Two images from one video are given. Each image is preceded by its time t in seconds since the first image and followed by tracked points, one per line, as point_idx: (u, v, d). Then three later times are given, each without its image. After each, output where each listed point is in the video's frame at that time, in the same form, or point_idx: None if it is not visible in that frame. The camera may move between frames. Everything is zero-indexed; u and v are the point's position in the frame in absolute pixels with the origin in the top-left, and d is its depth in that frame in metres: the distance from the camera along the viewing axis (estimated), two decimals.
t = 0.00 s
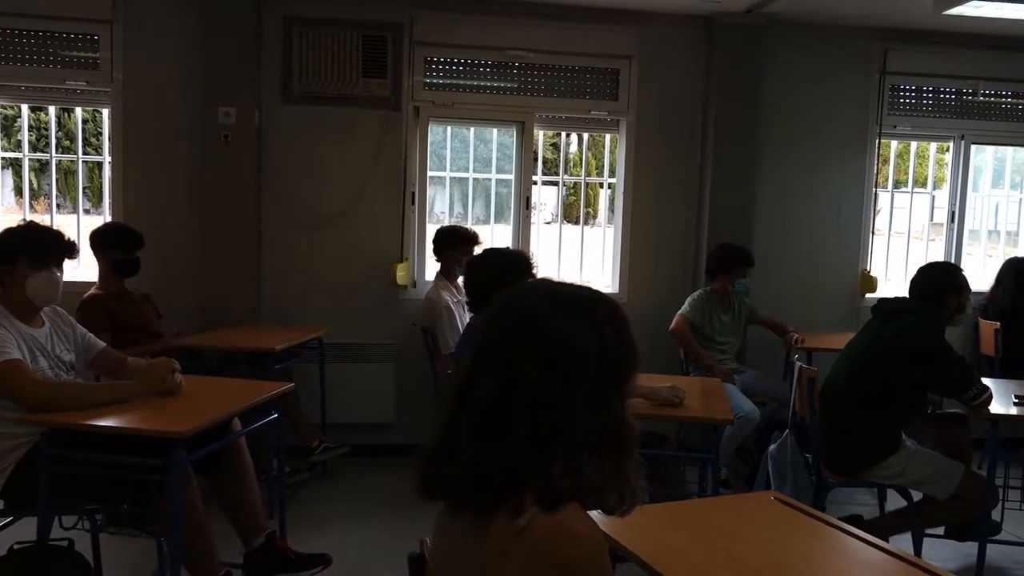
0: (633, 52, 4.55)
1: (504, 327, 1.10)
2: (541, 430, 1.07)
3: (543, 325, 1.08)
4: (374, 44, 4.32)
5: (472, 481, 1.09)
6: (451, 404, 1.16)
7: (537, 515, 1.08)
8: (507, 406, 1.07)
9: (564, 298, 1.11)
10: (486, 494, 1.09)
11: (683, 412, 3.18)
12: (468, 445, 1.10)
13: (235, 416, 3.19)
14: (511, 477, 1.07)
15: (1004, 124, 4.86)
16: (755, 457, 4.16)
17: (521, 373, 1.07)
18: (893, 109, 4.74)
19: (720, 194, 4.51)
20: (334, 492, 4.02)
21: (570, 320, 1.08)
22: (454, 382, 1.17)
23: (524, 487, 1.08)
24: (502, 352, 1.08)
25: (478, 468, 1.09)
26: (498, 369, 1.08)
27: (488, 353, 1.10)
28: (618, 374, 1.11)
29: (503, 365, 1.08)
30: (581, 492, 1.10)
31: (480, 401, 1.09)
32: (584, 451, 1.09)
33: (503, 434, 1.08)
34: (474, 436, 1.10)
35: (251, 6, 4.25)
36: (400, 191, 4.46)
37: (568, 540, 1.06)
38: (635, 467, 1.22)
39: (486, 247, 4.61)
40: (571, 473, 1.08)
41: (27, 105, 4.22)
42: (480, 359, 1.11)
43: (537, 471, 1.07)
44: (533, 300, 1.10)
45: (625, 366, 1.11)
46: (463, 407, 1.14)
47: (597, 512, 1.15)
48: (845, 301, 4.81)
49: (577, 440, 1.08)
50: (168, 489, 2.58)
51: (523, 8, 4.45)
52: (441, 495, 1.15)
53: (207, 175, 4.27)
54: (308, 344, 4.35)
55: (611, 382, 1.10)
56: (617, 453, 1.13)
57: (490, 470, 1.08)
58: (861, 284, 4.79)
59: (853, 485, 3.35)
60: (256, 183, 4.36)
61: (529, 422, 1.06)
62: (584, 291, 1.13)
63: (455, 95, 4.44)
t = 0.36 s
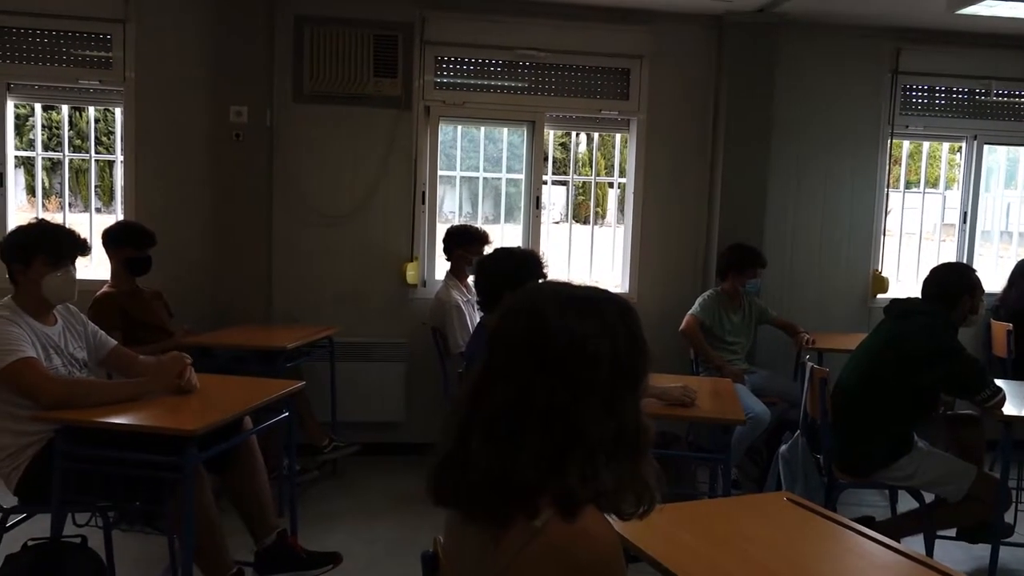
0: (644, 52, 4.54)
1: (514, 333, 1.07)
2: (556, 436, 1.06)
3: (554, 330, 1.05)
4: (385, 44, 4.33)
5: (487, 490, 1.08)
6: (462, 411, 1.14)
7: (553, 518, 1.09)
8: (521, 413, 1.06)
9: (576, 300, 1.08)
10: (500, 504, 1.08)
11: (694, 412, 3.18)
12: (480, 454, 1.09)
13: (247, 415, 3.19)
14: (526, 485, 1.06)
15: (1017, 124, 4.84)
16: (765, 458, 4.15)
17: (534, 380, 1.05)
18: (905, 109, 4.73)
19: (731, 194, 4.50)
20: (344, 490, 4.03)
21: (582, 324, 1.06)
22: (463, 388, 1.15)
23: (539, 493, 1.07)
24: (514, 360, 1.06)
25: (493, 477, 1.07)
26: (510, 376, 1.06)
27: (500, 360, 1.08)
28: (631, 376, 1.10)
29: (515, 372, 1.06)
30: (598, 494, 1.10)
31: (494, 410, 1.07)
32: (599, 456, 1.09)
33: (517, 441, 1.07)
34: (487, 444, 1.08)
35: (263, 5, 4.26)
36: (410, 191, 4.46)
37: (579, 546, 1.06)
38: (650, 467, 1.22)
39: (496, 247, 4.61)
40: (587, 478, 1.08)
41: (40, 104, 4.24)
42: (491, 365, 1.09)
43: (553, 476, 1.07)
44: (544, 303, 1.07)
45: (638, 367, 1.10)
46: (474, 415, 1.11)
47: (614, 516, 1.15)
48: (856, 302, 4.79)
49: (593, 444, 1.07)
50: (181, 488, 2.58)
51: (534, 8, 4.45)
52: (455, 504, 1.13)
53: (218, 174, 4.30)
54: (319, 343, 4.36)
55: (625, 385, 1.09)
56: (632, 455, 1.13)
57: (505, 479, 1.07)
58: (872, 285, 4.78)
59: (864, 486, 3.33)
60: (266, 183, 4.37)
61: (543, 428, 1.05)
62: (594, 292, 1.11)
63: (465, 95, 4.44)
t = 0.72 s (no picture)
0: (658, 51, 4.54)
1: (529, 335, 1.07)
2: (572, 437, 1.06)
3: (569, 332, 1.05)
4: (399, 44, 4.34)
5: (504, 491, 1.07)
6: (477, 414, 1.12)
7: (568, 517, 1.08)
8: (537, 415, 1.06)
9: (590, 300, 1.09)
10: (517, 505, 1.07)
11: (707, 412, 3.17)
12: (496, 456, 1.08)
13: (262, 414, 3.20)
14: (543, 487, 1.06)
15: None
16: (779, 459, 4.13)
17: (550, 380, 1.05)
18: (920, 108, 4.70)
19: (745, 194, 4.49)
20: (356, 489, 4.04)
21: (597, 324, 1.06)
22: (478, 389, 1.14)
23: (556, 494, 1.06)
24: (530, 361, 1.06)
25: (510, 478, 1.07)
26: (526, 378, 1.06)
27: (515, 362, 1.07)
28: (646, 375, 1.10)
29: (531, 373, 1.06)
30: (615, 493, 1.09)
31: (509, 412, 1.07)
32: (615, 456, 1.08)
33: (533, 443, 1.06)
34: (503, 446, 1.08)
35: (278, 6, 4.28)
36: (423, 191, 4.47)
37: (594, 546, 1.05)
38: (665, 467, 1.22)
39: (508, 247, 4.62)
40: (603, 479, 1.07)
41: (56, 104, 4.27)
42: (506, 367, 1.09)
43: (569, 477, 1.06)
44: (559, 304, 1.08)
45: (653, 366, 1.11)
46: (489, 416, 1.11)
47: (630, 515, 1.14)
48: (870, 302, 4.77)
49: (609, 444, 1.07)
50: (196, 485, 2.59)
51: (547, 7, 4.45)
52: (471, 504, 1.12)
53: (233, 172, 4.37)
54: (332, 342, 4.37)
55: (640, 385, 1.09)
56: (647, 455, 1.13)
57: (521, 480, 1.06)
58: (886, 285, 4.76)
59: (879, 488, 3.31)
60: (280, 183, 4.39)
61: (559, 430, 1.05)
62: (609, 292, 1.11)
63: (478, 95, 4.45)
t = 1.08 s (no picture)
0: (672, 52, 4.53)
1: (547, 336, 1.08)
2: (591, 438, 1.06)
3: (587, 333, 1.06)
4: (414, 44, 4.35)
5: (522, 491, 1.07)
6: (495, 415, 1.13)
7: (585, 518, 1.06)
8: (555, 416, 1.06)
9: (608, 301, 1.09)
10: (536, 505, 1.06)
11: (722, 414, 3.15)
12: (514, 457, 1.09)
13: (276, 413, 3.21)
14: (561, 488, 1.05)
15: None
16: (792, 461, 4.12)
17: (568, 381, 1.06)
18: (936, 109, 4.67)
19: (759, 196, 4.47)
20: (370, 488, 4.06)
21: (615, 325, 1.07)
22: (496, 390, 1.15)
23: (574, 495, 1.06)
24: (548, 363, 1.07)
25: (528, 479, 1.07)
26: (544, 379, 1.07)
27: (534, 363, 1.08)
28: (664, 376, 1.10)
29: (549, 375, 1.07)
30: (633, 493, 1.08)
31: (528, 413, 1.07)
32: (633, 456, 1.08)
33: (551, 444, 1.06)
34: (522, 447, 1.08)
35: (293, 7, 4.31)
36: (437, 191, 4.49)
37: (610, 547, 1.04)
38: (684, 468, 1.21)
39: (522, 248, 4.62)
40: (621, 480, 1.06)
41: (75, 105, 4.30)
42: (524, 369, 1.10)
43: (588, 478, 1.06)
44: (576, 306, 1.08)
45: (671, 367, 1.11)
46: (508, 418, 1.11)
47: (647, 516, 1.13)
48: (885, 304, 4.75)
49: (627, 445, 1.07)
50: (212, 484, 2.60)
51: (562, 8, 4.46)
52: (489, 503, 1.11)
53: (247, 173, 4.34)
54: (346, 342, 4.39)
55: (658, 387, 1.09)
56: (666, 455, 1.12)
57: (539, 481, 1.06)
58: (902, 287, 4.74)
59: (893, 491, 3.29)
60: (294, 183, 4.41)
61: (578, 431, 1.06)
62: (626, 293, 1.11)
63: (492, 96, 4.46)
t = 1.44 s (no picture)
0: (683, 53, 4.53)
1: (556, 336, 1.07)
2: (600, 438, 1.06)
3: (595, 333, 1.06)
4: (425, 46, 4.36)
5: (531, 491, 1.08)
6: (505, 413, 1.14)
7: (595, 519, 1.07)
8: (564, 416, 1.06)
9: (617, 300, 1.09)
10: (545, 505, 1.07)
11: (732, 417, 3.14)
12: (523, 456, 1.09)
13: (287, 413, 3.23)
14: (570, 487, 1.06)
15: None
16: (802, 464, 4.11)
17: (576, 381, 1.05)
18: (949, 111, 4.65)
19: (769, 197, 4.46)
20: (379, 488, 4.07)
21: (624, 326, 1.06)
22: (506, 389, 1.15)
23: (583, 494, 1.07)
24: (556, 362, 1.07)
25: (537, 478, 1.07)
26: (553, 379, 1.07)
27: (542, 363, 1.08)
28: (675, 377, 1.09)
29: (557, 374, 1.06)
30: (642, 493, 1.08)
31: (537, 413, 1.08)
32: (643, 456, 1.08)
33: (560, 444, 1.07)
34: (531, 447, 1.08)
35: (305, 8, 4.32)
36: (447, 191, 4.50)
37: (622, 549, 1.05)
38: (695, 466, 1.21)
39: (532, 249, 4.62)
40: (630, 481, 1.07)
41: (88, 105, 4.33)
42: (533, 368, 1.10)
43: (597, 478, 1.06)
44: (586, 305, 1.08)
45: (682, 368, 1.10)
46: (518, 416, 1.12)
47: (656, 515, 1.13)
48: (896, 307, 4.73)
49: (637, 445, 1.07)
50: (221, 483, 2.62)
51: (573, 9, 4.46)
52: (498, 503, 1.13)
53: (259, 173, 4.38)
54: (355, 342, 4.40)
55: (668, 387, 1.08)
56: (676, 455, 1.12)
57: (548, 481, 1.07)
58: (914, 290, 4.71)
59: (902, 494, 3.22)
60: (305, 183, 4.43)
61: (586, 431, 1.06)
62: (637, 293, 1.10)
63: (502, 97, 4.46)
